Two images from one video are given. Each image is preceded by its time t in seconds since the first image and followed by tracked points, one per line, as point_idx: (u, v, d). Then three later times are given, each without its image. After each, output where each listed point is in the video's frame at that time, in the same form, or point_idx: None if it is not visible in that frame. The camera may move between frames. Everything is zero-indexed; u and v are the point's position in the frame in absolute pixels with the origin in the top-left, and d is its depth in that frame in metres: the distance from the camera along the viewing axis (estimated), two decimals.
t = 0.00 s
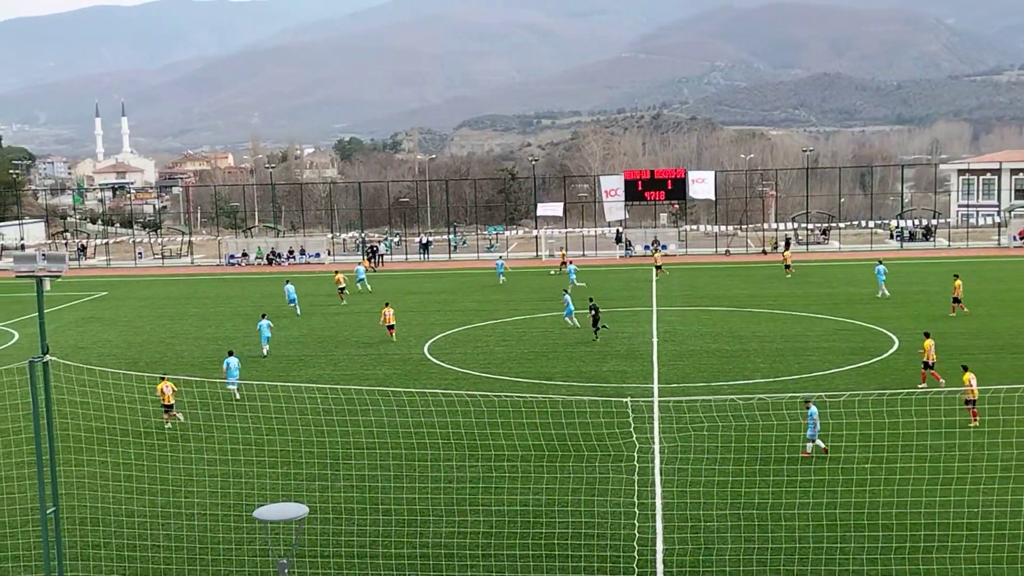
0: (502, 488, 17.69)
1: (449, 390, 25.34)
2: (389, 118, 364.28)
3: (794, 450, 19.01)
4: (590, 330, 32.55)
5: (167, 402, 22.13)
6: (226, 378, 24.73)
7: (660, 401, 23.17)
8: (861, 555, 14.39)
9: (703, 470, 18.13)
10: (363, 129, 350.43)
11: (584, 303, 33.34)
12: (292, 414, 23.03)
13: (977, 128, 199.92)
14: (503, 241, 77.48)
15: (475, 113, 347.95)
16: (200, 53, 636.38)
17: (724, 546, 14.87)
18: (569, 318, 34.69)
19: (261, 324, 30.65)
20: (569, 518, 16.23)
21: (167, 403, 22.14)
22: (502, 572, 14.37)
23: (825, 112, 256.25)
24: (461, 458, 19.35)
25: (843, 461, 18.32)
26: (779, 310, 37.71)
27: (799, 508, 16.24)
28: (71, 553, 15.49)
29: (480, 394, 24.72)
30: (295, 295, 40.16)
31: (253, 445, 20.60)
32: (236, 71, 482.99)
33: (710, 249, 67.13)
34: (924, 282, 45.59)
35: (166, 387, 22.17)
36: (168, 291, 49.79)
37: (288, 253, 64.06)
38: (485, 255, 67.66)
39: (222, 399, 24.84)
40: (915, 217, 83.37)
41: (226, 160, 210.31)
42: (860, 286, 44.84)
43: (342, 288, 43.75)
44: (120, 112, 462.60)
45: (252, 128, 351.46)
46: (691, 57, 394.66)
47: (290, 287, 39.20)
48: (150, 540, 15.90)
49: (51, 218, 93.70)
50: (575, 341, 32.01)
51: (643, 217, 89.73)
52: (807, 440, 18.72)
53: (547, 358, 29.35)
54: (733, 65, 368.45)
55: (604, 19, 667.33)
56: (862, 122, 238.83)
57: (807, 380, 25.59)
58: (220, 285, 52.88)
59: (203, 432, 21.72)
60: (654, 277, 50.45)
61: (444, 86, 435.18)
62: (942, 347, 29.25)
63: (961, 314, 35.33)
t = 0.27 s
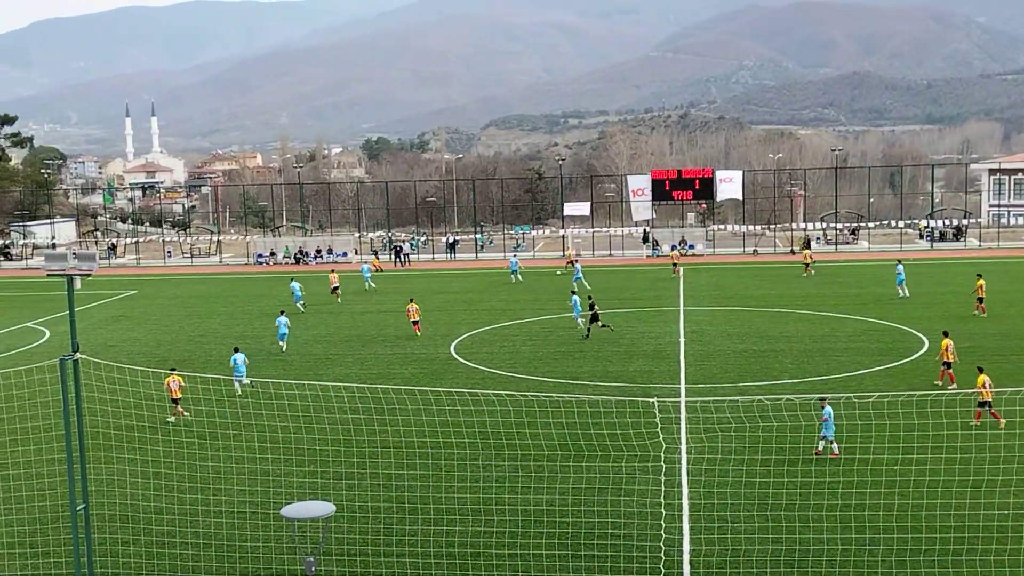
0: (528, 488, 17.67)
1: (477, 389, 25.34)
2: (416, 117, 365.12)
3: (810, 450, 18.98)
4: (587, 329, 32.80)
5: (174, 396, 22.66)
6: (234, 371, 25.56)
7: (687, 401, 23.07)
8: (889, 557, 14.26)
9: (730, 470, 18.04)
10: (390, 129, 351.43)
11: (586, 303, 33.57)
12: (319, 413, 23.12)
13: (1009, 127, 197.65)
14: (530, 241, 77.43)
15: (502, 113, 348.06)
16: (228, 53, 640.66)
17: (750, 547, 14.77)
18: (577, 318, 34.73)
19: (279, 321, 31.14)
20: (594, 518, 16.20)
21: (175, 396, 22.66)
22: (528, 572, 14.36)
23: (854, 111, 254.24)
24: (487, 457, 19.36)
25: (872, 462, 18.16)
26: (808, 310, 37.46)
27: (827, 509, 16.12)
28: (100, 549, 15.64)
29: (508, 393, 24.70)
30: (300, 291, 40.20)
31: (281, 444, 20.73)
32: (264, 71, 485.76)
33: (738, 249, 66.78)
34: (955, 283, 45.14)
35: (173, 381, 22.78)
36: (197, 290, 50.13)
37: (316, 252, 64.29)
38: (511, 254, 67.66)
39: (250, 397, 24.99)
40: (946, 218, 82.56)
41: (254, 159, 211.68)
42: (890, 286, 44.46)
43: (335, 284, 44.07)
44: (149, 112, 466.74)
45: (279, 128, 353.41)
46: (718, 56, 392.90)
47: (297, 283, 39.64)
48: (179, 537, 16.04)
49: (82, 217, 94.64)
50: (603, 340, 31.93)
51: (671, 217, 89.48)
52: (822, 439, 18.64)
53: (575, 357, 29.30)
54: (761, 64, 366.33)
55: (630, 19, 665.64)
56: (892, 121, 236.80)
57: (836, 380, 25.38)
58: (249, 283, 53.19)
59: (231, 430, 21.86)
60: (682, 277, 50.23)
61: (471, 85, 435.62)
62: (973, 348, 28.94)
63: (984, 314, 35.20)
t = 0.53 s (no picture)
0: (552, 488, 17.65)
1: (502, 388, 25.34)
2: (440, 117, 365.78)
3: (825, 451, 18.91)
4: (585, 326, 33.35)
5: (180, 393, 23.11)
6: (241, 368, 25.95)
7: (712, 402, 22.98)
8: (916, 559, 14.13)
9: (755, 471, 17.95)
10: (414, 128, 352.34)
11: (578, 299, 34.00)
12: (343, 412, 23.20)
13: None
14: (554, 240, 77.38)
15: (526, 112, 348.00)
16: (255, 53, 644.18)
17: (776, 549, 14.68)
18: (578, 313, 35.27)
19: (297, 318, 32.22)
20: (618, 518, 16.16)
21: (181, 393, 23.10)
22: (552, 571, 14.34)
23: (882, 111, 252.23)
24: (511, 456, 19.35)
25: (898, 463, 18.00)
26: (834, 311, 37.20)
27: (851, 511, 15.99)
28: (127, 545, 15.77)
29: (532, 393, 24.68)
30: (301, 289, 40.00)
31: (305, 442, 20.82)
32: (290, 71, 488.22)
33: (763, 248, 66.41)
34: (983, 283, 44.65)
35: (180, 377, 23.23)
36: (223, 289, 50.43)
37: (341, 251, 64.51)
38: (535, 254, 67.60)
39: (275, 396, 25.12)
40: (975, 217, 81.76)
41: (280, 159, 212.74)
42: (917, 286, 44.06)
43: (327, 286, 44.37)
44: (177, 111, 470.27)
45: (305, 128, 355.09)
46: (744, 55, 391.00)
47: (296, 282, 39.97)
48: (205, 534, 16.14)
49: (110, 217, 95.49)
50: (627, 341, 31.85)
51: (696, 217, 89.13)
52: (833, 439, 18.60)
53: (599, 357, 29.24)
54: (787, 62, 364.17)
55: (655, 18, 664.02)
56: (920, 120, 234.71)
57: (862, 381, 25.19)
58: (275, 282, 53.46)
59: (256, 428, 21.97)
60: (706, 277, 50.00)
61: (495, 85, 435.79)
62: (1002, 349, 28.63)
63: (1007, 314, 35.01)
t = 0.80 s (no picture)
0: (574, 487, 17.64)
1: (524, 387, 25.40)
2: (462, 116, 366.18)
3: (829, 452, 18.85)
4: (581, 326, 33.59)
5: (183, 391, 23.20)
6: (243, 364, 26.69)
7: (734, 402, 22.89)
8: (940, 561, 14.03)
9: (778, 472, 17.87)
10: (436, 128, 352.82)
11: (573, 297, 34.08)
12: (364, 410, 23.27)
13: None
14: (576, 240, 77.29)
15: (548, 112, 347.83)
16: (277, 53, 646.85)
17: (798, 549, 14.62)
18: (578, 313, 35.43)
19: (313, 313, 33.19)
20: (640, 518, 16.12)
21: (184, 392, 23.20)
22: (574, 571, 14.32)
23: (906, 110, 250.38)
24: (531, 455, 19.38)
25: (921, 464, 17.88)
26: (857, 311, 37.00)
27: (875, 511, 15.91)
28: (150, 542, 15.88)
29: (554, 391, 24.71)
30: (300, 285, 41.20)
31: (326, 440, 20.90)
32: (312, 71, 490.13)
33: (786, 248, 66.09)
34: (1008, 284, 44.26)
35: (182, 376, 23.27)
36: (246, 288, 50.71)
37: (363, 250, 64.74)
38: (557, 253, 67.58)
39: (297, 394, 25.26)
40: (1000, 217, 80.96)
41: (303, 158, 213.64)
42: (941, 286, 43.76)
43: (320, 283, 44.87)
44: (199, 111, 472.86)
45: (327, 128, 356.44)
46: (767, 54, 389.20)
47: (297, 279, 40.44)
48: (227, 532, 16.24)
49: (134, 216, 96.12)
50: (647, 340, 31.80)
51: (719, 216, 88.88)
52: (842, 439, 18.57)
53: (619, 357, 29.18)
54: (810, 61, 362.14)
55: (677, 17, 662.10)
56: (945, 120, 232.80)
57: (883, 381, 25.08)
58: (298, 281, 53.73)
59: (278, 426, 22.07)
60: (728, 277, 49.86)
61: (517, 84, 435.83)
62: None
63: None
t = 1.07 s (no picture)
0: (599, 486, 17.65)
1: (548, 386, 25.44)
2: (487, 115, 366.62)
3: (842, 451, 18.80)
4: (577, 325, 33.58)
5: (191, 387, 23.56)
6: (249, 360, 27.28)
7: (760, 402, 22.81)
8: (968, 563, 13.93)
9: (805, 472, 17.79)
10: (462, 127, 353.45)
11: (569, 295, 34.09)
12: (390, 408, 23.38)
13: None
14: (601, 239, 77.18)
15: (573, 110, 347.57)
16: (303, 52, 650.15)
17: (825, 550, 14.56)
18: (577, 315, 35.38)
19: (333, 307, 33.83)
20: (665, 518, 16.09)
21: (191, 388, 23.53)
22: (598, 571, 14.32)
23: (935, 108, 248.16)
24: (557, 454, 19.41)
25: (949, 465, 17.74)
26: (886, 311, 36.74)
27: (902, 513, 15.80)
28: (178, 539, 16.02)
29: (580, 391, 24.73)
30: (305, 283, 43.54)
31: (352, 438, 21.01)
32: (339, 70, 492.28)
33: (813, 247, 65.69)
34: None
35: (191, 372, 23.55)
36: (273, 286, 51.06)
37: (388, 249, 65.00)
38: (582, 252, 67.52)
39: (323, 392, 25.42)
40: None
41: (330, 157, 214.77)
42: (970, 287, 43.37)
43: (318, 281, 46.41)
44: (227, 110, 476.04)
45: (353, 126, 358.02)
46: (794, 52, 386.93)
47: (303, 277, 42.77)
48: (253, 529, 16.35)
49: (162, 214, 96.96)
50: (673, 339, 31.73)
51: (745, 215, 88.54)
52: (854, 440, 18.54)
53: (645, 357, 29.13)
54: (838, 59, 359.51)
55: (704, 15, 659.47)
56: (975, 119, 230.58)
57: (911, 381, 24.93)
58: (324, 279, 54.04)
59: (305, 424, 22.22)
60: (755, 276, 49.64)
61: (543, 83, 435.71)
62: None
63: None
